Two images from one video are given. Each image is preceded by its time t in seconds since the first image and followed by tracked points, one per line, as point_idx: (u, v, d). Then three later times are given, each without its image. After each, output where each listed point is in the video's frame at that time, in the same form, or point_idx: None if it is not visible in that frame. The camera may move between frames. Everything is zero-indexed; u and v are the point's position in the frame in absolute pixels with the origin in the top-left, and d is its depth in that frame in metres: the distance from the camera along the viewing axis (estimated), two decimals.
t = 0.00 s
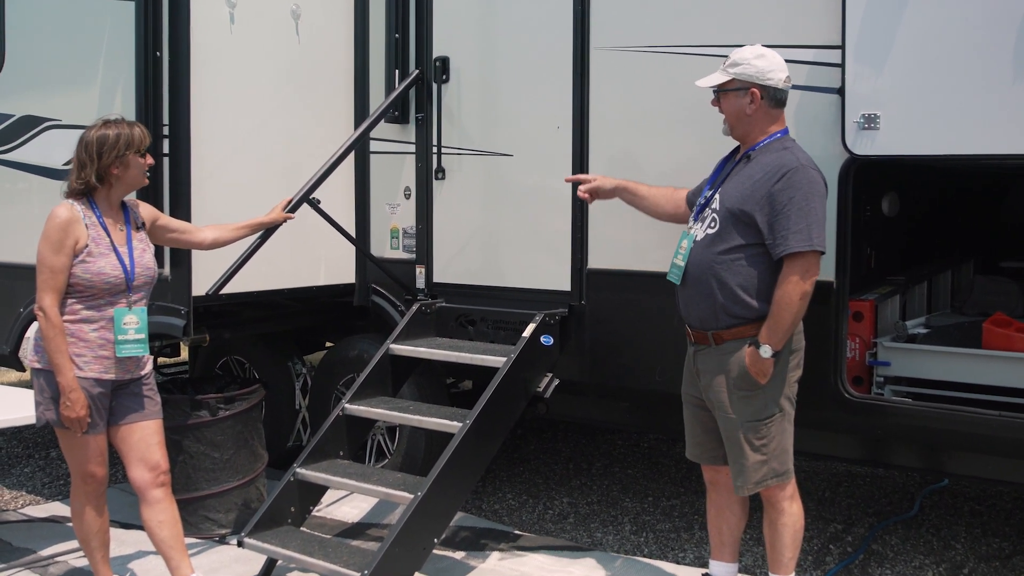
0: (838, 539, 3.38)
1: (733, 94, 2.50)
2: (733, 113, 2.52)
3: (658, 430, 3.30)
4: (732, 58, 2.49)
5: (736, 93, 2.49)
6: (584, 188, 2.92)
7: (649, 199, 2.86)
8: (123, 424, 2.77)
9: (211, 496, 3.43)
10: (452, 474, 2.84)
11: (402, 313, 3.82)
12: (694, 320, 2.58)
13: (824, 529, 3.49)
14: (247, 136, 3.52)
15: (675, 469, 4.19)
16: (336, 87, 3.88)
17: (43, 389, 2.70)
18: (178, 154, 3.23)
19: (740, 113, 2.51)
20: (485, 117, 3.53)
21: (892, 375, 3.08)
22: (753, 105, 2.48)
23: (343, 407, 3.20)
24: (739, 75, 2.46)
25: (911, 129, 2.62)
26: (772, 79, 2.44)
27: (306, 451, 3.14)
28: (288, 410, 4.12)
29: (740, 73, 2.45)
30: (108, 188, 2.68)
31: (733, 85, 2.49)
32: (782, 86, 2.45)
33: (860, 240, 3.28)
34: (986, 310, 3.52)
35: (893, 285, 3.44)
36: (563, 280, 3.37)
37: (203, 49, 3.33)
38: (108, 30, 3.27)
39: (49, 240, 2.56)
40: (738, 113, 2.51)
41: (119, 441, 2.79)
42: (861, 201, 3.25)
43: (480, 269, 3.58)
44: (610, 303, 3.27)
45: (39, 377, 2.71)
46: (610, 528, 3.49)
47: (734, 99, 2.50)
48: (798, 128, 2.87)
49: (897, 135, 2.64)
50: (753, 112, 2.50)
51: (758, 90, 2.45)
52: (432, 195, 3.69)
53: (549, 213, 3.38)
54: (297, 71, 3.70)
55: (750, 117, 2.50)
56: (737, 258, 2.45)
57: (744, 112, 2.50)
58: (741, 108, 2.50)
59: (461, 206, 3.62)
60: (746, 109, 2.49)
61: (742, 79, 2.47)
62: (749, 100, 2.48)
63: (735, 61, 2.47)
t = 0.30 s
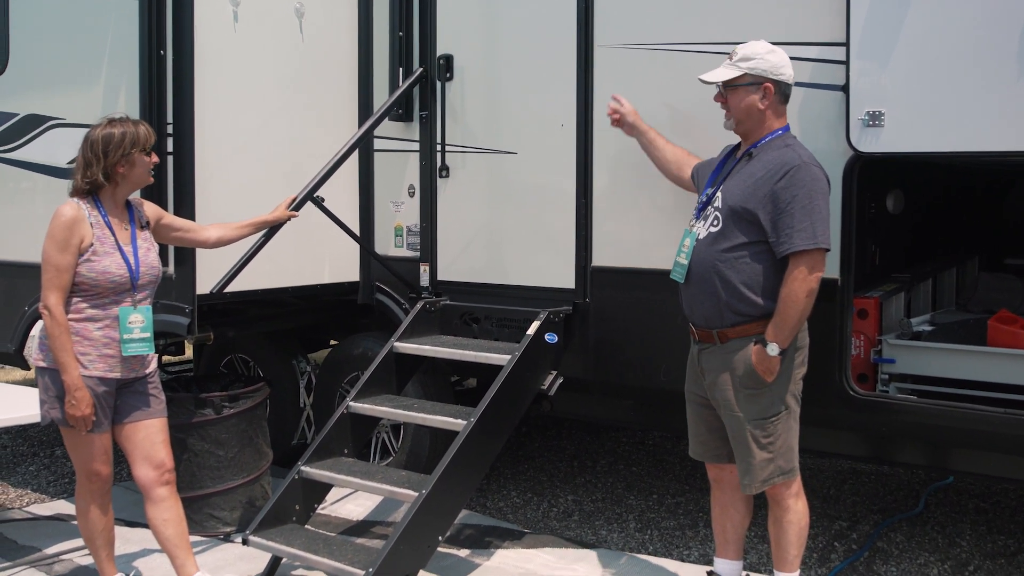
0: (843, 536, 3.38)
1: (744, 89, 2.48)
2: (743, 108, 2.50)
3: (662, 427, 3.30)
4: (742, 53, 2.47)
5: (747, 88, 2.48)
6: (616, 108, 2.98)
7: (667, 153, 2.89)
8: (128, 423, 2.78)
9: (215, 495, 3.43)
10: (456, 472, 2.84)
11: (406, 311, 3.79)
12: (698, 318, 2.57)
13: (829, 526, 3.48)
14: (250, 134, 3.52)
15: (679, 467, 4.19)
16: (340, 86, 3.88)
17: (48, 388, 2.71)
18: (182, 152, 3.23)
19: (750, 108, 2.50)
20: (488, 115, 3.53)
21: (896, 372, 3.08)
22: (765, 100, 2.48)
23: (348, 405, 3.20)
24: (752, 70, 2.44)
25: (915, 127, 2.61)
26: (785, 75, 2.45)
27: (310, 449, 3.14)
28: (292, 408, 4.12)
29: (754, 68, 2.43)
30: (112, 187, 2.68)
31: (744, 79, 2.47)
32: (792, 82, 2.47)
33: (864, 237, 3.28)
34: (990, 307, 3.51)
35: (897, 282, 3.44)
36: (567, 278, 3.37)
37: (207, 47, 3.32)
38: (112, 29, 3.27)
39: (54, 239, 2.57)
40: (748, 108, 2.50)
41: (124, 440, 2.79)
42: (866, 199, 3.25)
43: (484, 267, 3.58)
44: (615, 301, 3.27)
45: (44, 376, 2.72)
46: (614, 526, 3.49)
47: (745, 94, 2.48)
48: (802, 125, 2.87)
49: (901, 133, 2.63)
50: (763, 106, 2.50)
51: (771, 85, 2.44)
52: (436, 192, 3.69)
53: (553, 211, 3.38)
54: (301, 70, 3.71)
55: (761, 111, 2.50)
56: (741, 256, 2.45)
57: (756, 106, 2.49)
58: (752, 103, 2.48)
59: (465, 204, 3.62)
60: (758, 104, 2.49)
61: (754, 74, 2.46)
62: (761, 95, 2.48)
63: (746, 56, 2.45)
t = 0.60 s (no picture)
0: (846, 535, 3.37)
1: (767, 86, 2.46)
2: (763, 105, 2.48)
3: (664, 427, 3.30)
4: (765, 49, 2.45)
5: (769, 85, 2.46)
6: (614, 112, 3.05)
7: (667, 155, 2.93)
8: (130, 423, 2.78)
9: (217, 496, 3.43)
10: (457, 472, 2.84)
11: (408, 311, 3.79)
12: (700, 318, 2.56)
13: (831, 525, 3.48)
14: (250, 134, 3.52)
15: (681, 466, 4.18)
16: (340, 85, 3.88)
17: (50, 389, 2.70)
18: (182, 153, 3.23)
19: (770, 105, 2.48)
20: (489, 115, 3.53)
21: (898, 370, 3.08)
22: (781, 100, 2.49)
23: (349, 405, 3.20)
24: (778, 67, 2.44)
25: (916, 126, 2.61)
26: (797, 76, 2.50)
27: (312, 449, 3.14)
28: (294, 408, 4.13)
29: (780, 66, 2.43)
30: (113, 188, 2.68)
31: (769, 76, 2.45)
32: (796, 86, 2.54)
33: (866, 235, 3.27)
34: (993, 304, 3.51)
35: (899, 280, 3.43)
36: (568, 277, 3.37)
37: (206, 48, 3.32)
38: (112, 30, 3.27)
39: (55, 240, 2.56)
40: (768, 106, 2.48)
41: (126, 440, 2.79)
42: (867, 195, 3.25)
43: (486, 266, 3.58)
44: (616, 300, 3.26)
45: (46, 376, 2.71)
46: (616, 525, 3.49)
47: (767, 91, 2.47)
48: (804, 122, 2.86)
49: (902, 131, 2.63)
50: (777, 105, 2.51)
51: (791, 84, 2.47)
52: (437, 192, 3.69)
53: (554, 211, 3.38)
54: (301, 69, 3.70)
55: (776, 110, 2.50)
56: (744, 253, 2.44)
57: (774, 105, 2.48)
58: (772, 101, 2.48)
59: (466, 203, 3.62)
60: (776, 102, 2.49)
61: (777, 72, 2.45)
62: (780, 93, 2.48)
63: (770, 53, 2.44)
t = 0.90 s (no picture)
0: (844, 537, 3.37)
1: (766, 88, 2.46)
2: (763, 107, 2.48)
3: (661, 430, 3.30)
4: (763, 51, 2.46)
5: (767, 87, 2.47)
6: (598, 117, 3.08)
7: (656, 158, 2.94)
8: (126, 429, 2.77)
9: (215, 500, 3.42)
10: (454, 476, 2.84)
11: (404, 315, 3.81)
12: (698, 321, 2.56)
13: (829, 527, 3.48)
14: (247, 138, 3.51)
15: (679, 469, 4.18)
16: (338, 88, 3.88)
17: (46, 394, 2.70)
18: (178, 157, 3.22)
19: (768, 107, 2.49)
20: (485, 118, 3.53)
21: (895, 372, 3.08)
22: (777, 101, 2.51)
23: (346, 409, 3.19)
24: (777, 69, 2.45)
25: (914, 126, 2.61)
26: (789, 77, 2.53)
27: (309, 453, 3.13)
28: (291, 413, 4.12)
29: (778, 67, 2.45)
30: (108, 193, 2.68)
31: (768, 78, 2.45)
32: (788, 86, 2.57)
33: (863, 238, 3.29)
34: (990, 306, 3.51)
35: (897, 283, 3.44)
36: (566, 280, 3.37)
37: (201, 51, 3.32)
38: (108, 34, 3.27)
39: (51, 245, 2.56)
40: (767, 108, 2.49)
41: (123, 445, 2.79)
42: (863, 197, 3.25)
43: (483, 269, 3.58)
44: (614, 303, 3.26)
45: (42, 382, 2.71)
46: (614, 528, 3.49)
47: (766, 93, 2.47)
48: (801, 123, 2.87)
49: (899, 133, 2.63)
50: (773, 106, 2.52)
51: (786, 85, 2.49)
52: (434, 196, 3.69)
53: (551, 214, 3.38)
54: (297, 73, 3.70)
55: (773, 112, 2.51)
56: (743, 255, 2.44)
57: (772, 106, 2.49)
58: (770, 103, 2.49)
59: (463, 207, 3.62)
60: (773, 104, 2.50)
61: (774, 73, 2.46)
62: (776, 95, 2.50)
63: (768, 55, 2.45)
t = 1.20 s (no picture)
0: (839, 544, 3.37)
1: (759, 96, 2.47)
2: (757, 115, 2.49)
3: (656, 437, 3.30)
4: (754, 60, 2.46)
5: (760, 95, 2.48)
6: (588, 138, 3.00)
7: (644, 174, 2.90)
8: (121, 435, 2.76)
9: (210, 508, 3.42)
10: (449, 483, 2.83)
11: (399, 321, 3.82)
12: (697, 328, 2.56)
13: (825, 534, 3.48)
14: (242, 144, 3.52)
15: (675, 476, 4.18)
16: (333, 95, 3.88)
17: (40, 401, 2.69)
18: (174, 164, 3.22)
19: (762, 115, 2.50)
20: (481, 125, 3.53)
21: (891, 379, 3.09)
22: (769, 108, 2.52)
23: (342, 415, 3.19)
24: (769, 77, 2.46)
25: (908, 133, 2.61)
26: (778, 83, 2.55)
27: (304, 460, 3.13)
28: (286, 419, 4.12)
29: (770, 75, 2.46)
30: (103, 199, 2.68)
31: (760, 86, 2.46)
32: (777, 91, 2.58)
33: (858, 244, 3.29)
34: (985, 312, 3.51)
35: (891, 289, 3.44)
36: (561, 287, 3.37)
37: (197, 57, 3.32)
38: (104, 40, 3.27)
39: (46, 252, 2.56)
40: (761, 115, 2.49)
41: (118, 452, 2.78)
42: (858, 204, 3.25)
43: (479, 276, 3.58)
44: (609, 310, 3.26)
45: (37, 388, 2.70)
46: (610, 535, 3.48)
47: (759, 101, 2.48)
48: (795, 131, 2.87)
49: (894, 139, 2.64)
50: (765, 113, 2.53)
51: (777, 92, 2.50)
52: (429, 202, 3.69)
53: (547, 220, 3.38)
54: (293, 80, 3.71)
55: (766, 119, 2.52)
56: (742, 263, 2.44)
57: (765, 114, 2.50)
58: (764, 110, 2.49)
59: (459, 213, 3.62)
60: (766, 111, 2.51)
61: (766, 81, 2.47)
62: (768, 102, 2.51)
63: (759, 63, 2.45)
